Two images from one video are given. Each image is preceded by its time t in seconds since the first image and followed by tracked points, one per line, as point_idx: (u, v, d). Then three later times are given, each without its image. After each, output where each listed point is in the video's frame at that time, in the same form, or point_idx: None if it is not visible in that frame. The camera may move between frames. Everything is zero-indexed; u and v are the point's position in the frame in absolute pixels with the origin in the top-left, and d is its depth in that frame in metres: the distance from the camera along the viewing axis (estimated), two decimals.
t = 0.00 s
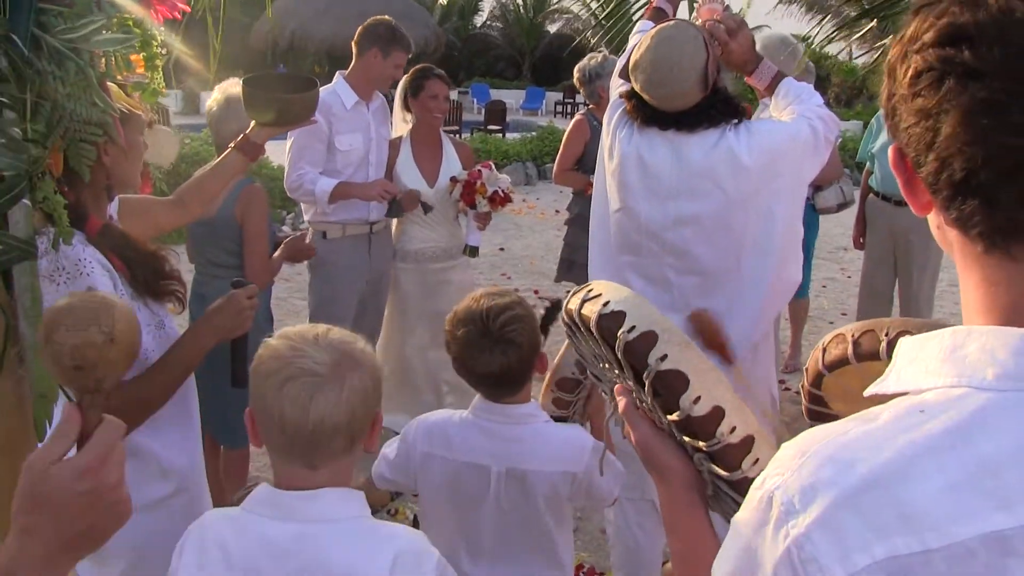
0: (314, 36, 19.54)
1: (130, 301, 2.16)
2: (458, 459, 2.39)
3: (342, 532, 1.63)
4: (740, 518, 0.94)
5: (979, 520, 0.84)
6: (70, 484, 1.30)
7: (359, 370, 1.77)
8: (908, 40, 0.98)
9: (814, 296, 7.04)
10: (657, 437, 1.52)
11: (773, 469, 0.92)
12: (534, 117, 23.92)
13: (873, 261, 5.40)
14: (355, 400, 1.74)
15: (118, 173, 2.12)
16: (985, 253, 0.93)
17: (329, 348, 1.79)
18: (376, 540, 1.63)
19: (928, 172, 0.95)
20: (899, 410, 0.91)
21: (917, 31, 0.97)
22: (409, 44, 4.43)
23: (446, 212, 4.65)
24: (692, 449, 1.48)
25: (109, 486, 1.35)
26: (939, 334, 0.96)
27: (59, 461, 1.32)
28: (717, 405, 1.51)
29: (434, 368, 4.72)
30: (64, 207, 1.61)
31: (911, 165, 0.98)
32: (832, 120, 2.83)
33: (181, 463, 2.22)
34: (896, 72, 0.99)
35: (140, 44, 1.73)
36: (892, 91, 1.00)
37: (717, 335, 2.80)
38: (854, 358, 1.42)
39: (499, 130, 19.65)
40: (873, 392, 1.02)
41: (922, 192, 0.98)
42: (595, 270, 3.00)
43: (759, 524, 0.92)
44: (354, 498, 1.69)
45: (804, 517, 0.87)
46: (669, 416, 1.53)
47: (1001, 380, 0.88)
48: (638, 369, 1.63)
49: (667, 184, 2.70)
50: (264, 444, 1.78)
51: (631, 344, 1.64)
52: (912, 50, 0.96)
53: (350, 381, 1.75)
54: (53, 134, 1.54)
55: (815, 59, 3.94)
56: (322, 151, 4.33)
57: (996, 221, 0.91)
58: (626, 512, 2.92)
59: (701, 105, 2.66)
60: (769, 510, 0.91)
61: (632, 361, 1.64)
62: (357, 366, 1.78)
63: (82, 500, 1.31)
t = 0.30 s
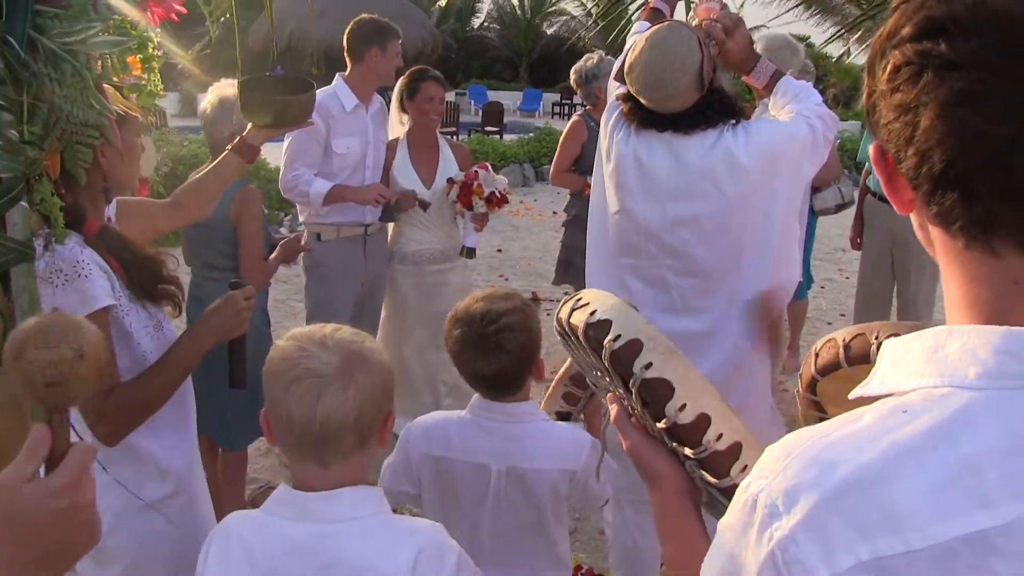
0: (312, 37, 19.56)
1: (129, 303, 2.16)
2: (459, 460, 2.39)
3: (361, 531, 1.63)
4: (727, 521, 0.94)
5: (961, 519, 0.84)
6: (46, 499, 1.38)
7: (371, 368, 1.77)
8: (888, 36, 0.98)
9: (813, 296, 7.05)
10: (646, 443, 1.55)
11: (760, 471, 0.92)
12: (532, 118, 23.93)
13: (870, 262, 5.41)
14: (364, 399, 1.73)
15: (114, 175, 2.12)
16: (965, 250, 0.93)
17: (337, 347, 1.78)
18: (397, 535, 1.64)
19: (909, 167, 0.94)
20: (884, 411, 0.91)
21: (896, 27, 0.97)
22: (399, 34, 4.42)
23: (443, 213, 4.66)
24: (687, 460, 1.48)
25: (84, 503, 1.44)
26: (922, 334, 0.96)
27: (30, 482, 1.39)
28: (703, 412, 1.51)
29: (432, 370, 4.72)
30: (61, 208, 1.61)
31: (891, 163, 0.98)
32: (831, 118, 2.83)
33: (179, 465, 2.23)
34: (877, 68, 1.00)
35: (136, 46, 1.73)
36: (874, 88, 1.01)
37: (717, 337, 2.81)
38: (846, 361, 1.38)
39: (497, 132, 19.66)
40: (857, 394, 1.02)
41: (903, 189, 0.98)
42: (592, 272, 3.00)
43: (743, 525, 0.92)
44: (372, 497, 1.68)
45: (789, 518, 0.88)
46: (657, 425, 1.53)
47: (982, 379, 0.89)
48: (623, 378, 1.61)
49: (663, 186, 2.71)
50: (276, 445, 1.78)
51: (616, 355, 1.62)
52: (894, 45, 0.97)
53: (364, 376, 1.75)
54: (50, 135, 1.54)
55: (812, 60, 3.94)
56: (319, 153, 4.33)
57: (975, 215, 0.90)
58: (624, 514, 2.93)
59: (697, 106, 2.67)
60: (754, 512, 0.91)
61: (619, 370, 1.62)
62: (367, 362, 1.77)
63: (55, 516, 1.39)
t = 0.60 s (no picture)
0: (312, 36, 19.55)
1: (129, 300, 2.15)
2: (459, 456, 2.40)
3: (355, 531, 1.62)
4: (725, 521, 0.94)
5: (960, 514, 0.84)
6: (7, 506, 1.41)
7: (354, 370, 1.75)
8: (892, 30, 0.97)
9: (813, 295, 7.04)
10: (643, 450, 1.55)
11: (758, 470, 0.91)
12: (533, 117, 23.92)
13: (871, 261, 5.40)
14: (347, 400, 1.72)
15: (115, 173, 2.12)
16: (964, 246, 0.92)
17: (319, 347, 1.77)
18: (390, 537, 1.63)
19: (911, 163, 0.94)
20: (882, 407, 0.90)
21: (900, 19, 0.96)
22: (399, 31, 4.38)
23: (444, 211, 4.65)
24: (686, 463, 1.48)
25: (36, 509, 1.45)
26: (919, 330, 0.96)
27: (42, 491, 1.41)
28: (703, 416, 1.50)
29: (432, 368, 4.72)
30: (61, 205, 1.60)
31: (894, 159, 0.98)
32: (833, 114, 2.82)
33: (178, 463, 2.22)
34: (880, 62, 0.99)
35: (135, 43, 1.72)
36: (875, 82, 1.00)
37: (718, 335, 2.80)
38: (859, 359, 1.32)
39: (498, 130, 19.65)
40: (853, 392, 1.02)
41: (903, 185, 0.98)
42: (592, 271, 3.00)
43: (742, 525, 0.91)
44: (369, 497, 1.67)
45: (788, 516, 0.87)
46: (655, 429, 1.52)
47: (979, 374, 0.88)
48: (621, 383, 1.60)
49: (662, 185, 2.70)
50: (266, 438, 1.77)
51: (614, 358, 1.62)
52: (896, 39, 0.96)
53: (347, 377, 1.74)
54: (50, 133, 1.53)
55: (815, 58, 3.93)
56: (321, 151, 4.33)
57: (976, 211, 0.90)
58: (625, 513, 2.92)
59: (696, 105, 2.66)
60: (753, 512, 0.90)
61: (617, 375, 1.61)
62: (351, 364, 1.75)
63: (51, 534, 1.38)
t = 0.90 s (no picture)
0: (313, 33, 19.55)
1: (129, 297, 2.15)
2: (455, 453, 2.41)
3: (344, 527, 1.62)
4: (727, 522, 0.94)
5: (962, 511, 0.84)
6: None
7: (339, 373, 1.73)
8: (895, 27, 0.97)
9: (814, 295, 7.04)
10: (639, 452, 1.51)
11: (759, 470, 0.91)
12: (534, 115, 23.90)
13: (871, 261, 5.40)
14: (333, 401, 1.70)
15: (119, 169, 2.11)
16: (967, 244, 0.92)
17: (296, 348, 1.74)
18: (379, 532, 1.63)
19: (916, 159, 0.93)
20: (884, 406, 0.90)
21: (905, 16, 0.96)
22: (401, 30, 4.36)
23: (446, 210, 4.64)
24: (681, 467, 1.47)
25: (36, 508, 1.42)
26: (917, 329, 0.96)
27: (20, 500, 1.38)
28: (699, 420, 1.49)
29: (433, 367, 4.72)
30: (60, 203, 1.60)
31: (898, 158, 0.97)
32: (835, 110, 2.82)
33: (178, 461, 2.21)
34: (884, 58, 0.98)
35: (136, 40, 1.72)
36: (876, 81, 0.99)
37: (718, 334, 2.80)
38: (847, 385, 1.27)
39: (498, 129, 19.65)
40: (850, 391, 1.02)
41: (906, 182, 0.97)
42: (592, 271, 2.99)
43: (746, 526, 0.91)
44: (357, 494, 1.67)
45: (791, 515, 0.87)
46: (651, 434, 1.51)
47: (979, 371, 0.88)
48: (615, 388, 1.61)
49: (662, 185, 2.70)
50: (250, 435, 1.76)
51: (608, 365, 1.63)
52: (901, 35, 0.95)
53: (335, 379, 1.72)
54: (50, 130, 1.53)
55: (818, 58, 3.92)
56: (322, 149, 4.33)
57: (981, 208, 0.89)
58: (626, 512, 2.92)
59: (693, 105, 2.65)
60: (756, 512, 0.90)
61: (611, 381, 1.62)
62: (333, 367, 1.73)
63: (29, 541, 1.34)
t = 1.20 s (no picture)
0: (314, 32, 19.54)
1: (130, 293, 2.14)
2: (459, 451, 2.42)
3: (331, 527, 1.62)
4: (734, 522, 0.93)
5: (969, 509, 0.83)
6: (22, 548, 1.34)
7: (346, 384, 1.73)
8: (906, 26, 0.96)
9: (814, 296, 7.04)
10: (638, 458, 1.54)
11: (764, 470, 0.90)
12: (534, 114, 23.89)
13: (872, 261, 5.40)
14: (337, 413, 1.71)
15: (121, 166, 2.10)
16: (977, 244, 0.91)
17: (312, 354, 1.73)
18: (367, 531, 1.62)
19: (929, 161, 0.92)
20: (891, 404, 0.89)
21: (916, 15, 0.95)
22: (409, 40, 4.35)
23: (448, 208, 4.63)
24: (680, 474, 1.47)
25: (60, 558, 1.39)
26: (922, 329, 0.95)
27: (18, 523, 1.36)
28: (694, 428, 1.45)
29: (433, 365, 4.72)
30: (61, 200, 1.59)
31: (908, 158, 0.96)
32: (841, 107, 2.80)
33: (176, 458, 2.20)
34: (894, 58, 0.97)
35: (137, 36, 1.71)
36: (886, 80, 0.98)
37: (719, 333, 2.79)
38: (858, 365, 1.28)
39: (499, 128, 19.64)
40: (853, 389, 1.01)
41: (915, 181, 0.96)
42: (593, 270, 2.98)
43: (754, 526, 0.90)
44: (343, 494, 1.66)
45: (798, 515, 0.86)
46: (649, 441, 1.50)
47: (985, 369, 0.88)
48: (611, 396, 1.57)
49: (663, 185, 2.69)
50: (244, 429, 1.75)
51: (603, 372, 1.58)
52: (913, 35, 0.94)
53: (340, 391, 1.72)
54: (50, 126, 1.51)
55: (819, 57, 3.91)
56: (322, 147, 4.32)
57: (992, 209, 0.88)
58: (626, 512, 2.91)
59: (693, 108, 2.65)
60: (764, 513, 0.89)
61: (607, 389, 1.58)
62: (343, 378, 1.73)
63: (30, 566, 1.35)
